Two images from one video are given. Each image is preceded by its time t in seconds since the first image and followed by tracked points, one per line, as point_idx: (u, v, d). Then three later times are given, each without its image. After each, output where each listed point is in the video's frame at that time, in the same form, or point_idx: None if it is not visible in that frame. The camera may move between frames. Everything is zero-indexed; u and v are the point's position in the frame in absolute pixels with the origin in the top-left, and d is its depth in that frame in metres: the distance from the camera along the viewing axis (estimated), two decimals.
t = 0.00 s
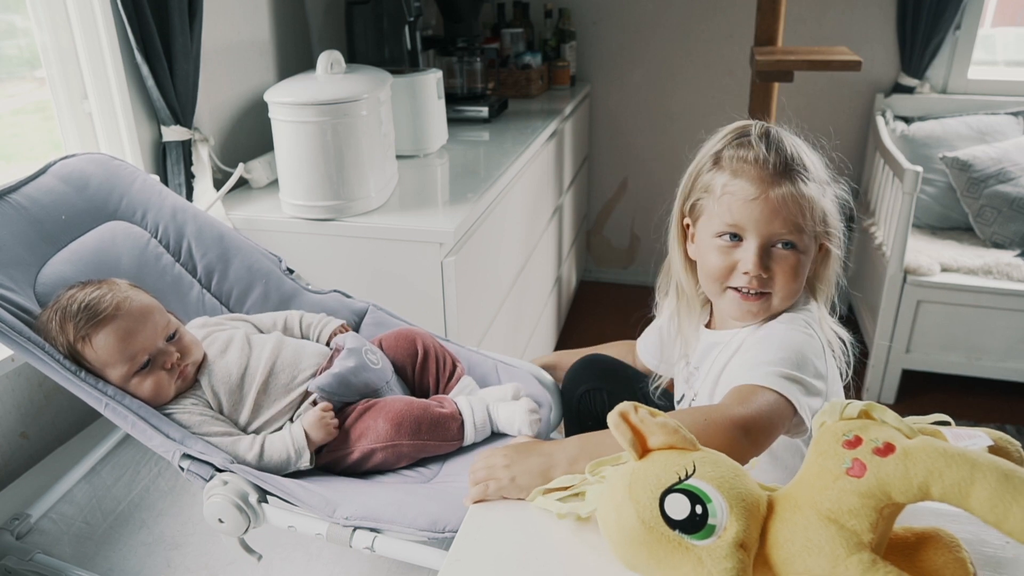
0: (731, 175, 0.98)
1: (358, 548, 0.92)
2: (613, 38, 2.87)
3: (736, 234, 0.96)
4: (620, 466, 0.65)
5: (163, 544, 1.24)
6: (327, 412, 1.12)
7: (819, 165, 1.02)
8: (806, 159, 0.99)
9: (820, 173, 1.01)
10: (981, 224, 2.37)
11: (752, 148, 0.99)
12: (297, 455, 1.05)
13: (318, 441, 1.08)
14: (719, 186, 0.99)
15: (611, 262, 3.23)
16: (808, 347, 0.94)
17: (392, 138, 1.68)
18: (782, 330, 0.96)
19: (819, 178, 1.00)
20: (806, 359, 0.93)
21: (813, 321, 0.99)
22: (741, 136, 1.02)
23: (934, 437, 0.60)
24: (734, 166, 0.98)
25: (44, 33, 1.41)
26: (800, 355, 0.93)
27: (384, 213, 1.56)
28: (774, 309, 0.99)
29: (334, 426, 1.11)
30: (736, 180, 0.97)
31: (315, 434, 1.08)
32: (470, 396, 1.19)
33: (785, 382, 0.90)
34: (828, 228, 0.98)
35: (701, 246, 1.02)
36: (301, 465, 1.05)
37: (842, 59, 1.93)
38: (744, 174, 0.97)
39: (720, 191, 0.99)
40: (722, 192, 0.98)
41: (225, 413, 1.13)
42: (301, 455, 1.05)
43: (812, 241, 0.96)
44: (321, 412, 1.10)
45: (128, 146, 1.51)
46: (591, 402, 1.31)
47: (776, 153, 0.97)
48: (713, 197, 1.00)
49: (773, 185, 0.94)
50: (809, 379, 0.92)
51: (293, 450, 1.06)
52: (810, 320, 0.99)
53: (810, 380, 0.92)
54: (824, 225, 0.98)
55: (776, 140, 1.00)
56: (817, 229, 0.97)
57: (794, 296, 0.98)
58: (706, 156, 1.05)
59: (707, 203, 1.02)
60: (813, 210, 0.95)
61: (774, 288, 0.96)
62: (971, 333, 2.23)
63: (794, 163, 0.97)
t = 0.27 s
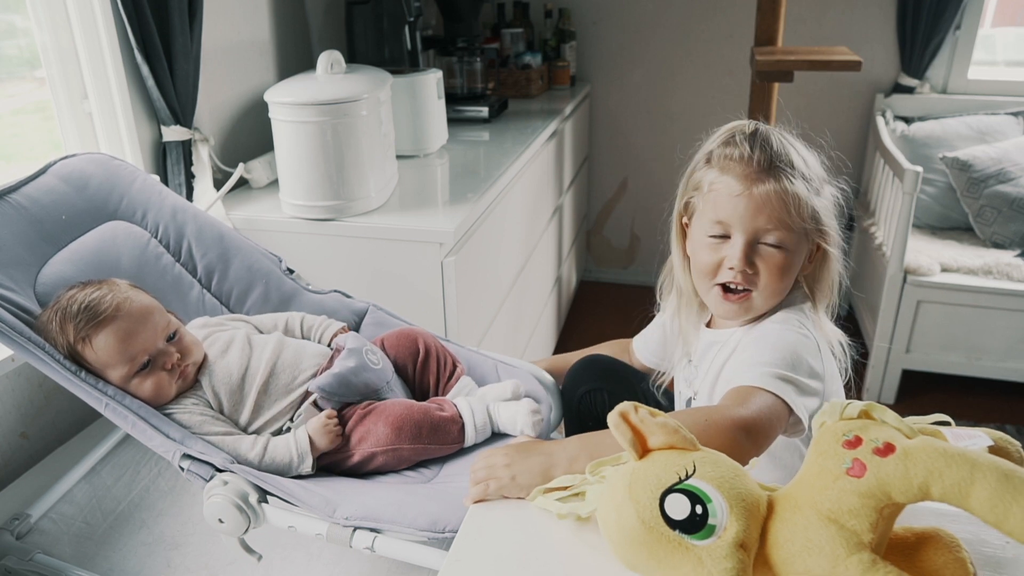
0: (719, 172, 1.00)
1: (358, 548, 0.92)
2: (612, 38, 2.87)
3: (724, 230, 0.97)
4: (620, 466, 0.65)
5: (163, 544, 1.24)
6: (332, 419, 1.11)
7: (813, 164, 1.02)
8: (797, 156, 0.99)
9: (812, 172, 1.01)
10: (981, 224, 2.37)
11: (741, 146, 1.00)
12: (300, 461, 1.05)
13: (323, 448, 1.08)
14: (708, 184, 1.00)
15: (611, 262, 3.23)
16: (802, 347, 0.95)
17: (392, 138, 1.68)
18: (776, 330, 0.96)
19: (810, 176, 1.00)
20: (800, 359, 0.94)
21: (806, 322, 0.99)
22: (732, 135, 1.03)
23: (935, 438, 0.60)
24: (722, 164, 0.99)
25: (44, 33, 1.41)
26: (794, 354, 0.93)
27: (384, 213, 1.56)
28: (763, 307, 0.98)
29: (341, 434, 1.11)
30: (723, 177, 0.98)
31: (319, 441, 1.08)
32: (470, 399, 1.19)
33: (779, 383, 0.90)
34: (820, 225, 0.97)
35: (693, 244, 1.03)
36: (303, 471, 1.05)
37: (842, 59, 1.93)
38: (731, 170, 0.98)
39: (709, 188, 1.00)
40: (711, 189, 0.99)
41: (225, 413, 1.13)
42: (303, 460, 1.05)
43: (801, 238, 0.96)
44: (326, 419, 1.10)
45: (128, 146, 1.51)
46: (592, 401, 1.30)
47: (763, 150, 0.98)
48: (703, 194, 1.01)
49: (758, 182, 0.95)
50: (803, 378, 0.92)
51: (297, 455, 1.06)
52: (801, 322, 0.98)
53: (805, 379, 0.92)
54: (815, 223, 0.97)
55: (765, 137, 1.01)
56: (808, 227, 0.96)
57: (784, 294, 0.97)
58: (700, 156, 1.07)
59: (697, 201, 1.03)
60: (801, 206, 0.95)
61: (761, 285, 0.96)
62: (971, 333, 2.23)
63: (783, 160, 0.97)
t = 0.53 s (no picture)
0: (707, 167, 1.00)
1: (358, 548, 0.92)
2: (612, 37, 2.87)
3: (711, 225, 0.98)
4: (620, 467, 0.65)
5: (163, 544, 1.24)
6: (335, 425, 1.11)
7: (807, 161, 1.02)
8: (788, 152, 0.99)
9: (805, 168, 1.00)
10: (981, 224, 2.37)
11: (731, 142, 1.00)
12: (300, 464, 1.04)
13: (325, 453, 1.08)
14: (698, 178, 1.01)
15: (611, 262, 3.23)
16: (800, 348, 0.95)
17: (392, 138, 1.68)
18: (773, 331, 0.96)
19: (802, 173, 0.99)
20: (797, 359, 0.94)
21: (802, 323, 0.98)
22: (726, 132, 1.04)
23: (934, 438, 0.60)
24: (711, 158, 1.00)
25: (44, 33, 1.41)
26: (791, 355, 0.93)
27: (384, 213, 1.56)
28: (751, 304, 0.98)
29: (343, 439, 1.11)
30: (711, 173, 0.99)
31: (322, 446, 1.08)
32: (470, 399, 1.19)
33: (777, 384, 0.90)
34: (810, 223, 0.97)
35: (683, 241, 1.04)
36: (304, 474, 1.05)
37: (842, 59, 1.93)
38: (718, 166, 0.99)
39: (698, 184, 1.01)
40: (699, 185, 1.00)
41: (225, 413, 1.13)
42: (304, 464, 1.05)
43: (788, 235, 0.96)
44: (329, 425, 1.10)
45: (128, 146, 1.51)
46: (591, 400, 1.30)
47: (752, 146, 0.99)
48: (693, 189, 1.02)
49: (744, 177, 0.96)
50: (800, 379, 0.92)
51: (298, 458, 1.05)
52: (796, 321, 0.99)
53: (802, 380, 0.92)
54: (805, 220, 0.97)
55: (755, 134, 1.01)
56: (796, 224, 0.96)
57: (772, 291, 0.97)
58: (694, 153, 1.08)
59: (689, 196, 1.04)
60: (789, 202, 0.95)
61: (748, 281, 0.96)
62: (971, 333, 2.23)
63: (772, 156, 0.97)
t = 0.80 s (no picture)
0: (690, 167, 1.01)
1: (358, 548, 0.92)
2: (612, 37, 2.87)
3: (692, 224, 0.98)
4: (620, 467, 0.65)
5: (163, 544, 1.24)
6: (336, 425, 1.11)
7: (795, 159, 1.00)
8: (772, 150, 0.98)
9: (790, 166, 0.99)
10: (981, 224, 2.37)
11: (714, 141, 1.00)
12: (300, 464, 1.04)
13: (326, 452, 1.08)
14: (681, 178, 1.02)
15: (611, 262, 3.23)
16: (798, 348, 0.95)
17: (392, 138, 1.68)
18: (771, 331, 0.96)
19: (787, 171, 0.98)
20: (796, 358, 0.94)
21: (802, 324, 0.98)
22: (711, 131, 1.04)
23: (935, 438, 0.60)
24: (694, 157, 1.00)
25: (44, 33, 1.41)
26: (790, 354, 0.94)
27: (384, 213, 1.56)
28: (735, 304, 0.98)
29: (344, 438, 1.11)
30: (692, 172, 0.99)
31: (323, 445, 1.08)
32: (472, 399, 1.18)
33: (776, 383, 0.90)
34: (795, 222, 0.96)
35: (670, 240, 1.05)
36: (304, 474, 1.05)
37: (842, 59, 1.93)
38: (700, 165, 0.99)
39: (681, 183, 1.01)
40: (682, 184, 1.01)
41: (225, 413, 1.13)
42: (304, 464, 1.05)
43: (768, 233, 0.95)
44: (329, 425, 1.10)
45: (128, 146, 1.51)
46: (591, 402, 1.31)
47: (734, 145, 0.98)
48: (678, 189, 1.03)
49: (724, 176, 0.96)
50: (799, 378, 0.92)
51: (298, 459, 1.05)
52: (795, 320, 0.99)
53: (800, 379, 0.92)
54: (789, 220, 0.96)
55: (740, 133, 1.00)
56: (779, 223, 0.95)
57: (754, 290, 0.97)
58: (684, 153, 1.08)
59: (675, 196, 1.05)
60: (768, 200, 0.94)
61: (727, 280, 0.96)
62: (971, 333, 2.23)
63: (752, 154, 0.97)
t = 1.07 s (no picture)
0: (666, 172, 1.02)
1: (358, 548, 0.92)
2: (612, 37, 2.87)
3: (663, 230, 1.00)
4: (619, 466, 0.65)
5: (163, 544, 1.24)
6: (332, 421, 1.11)
7: (777, 163, 0.99)
8: (745, 155, 0.97)
9: (765, 171, 0.97)
10: (981, 224, 2.37)
11: (691, 146, 1.01)
12: (300, 461, 1.05)
13: (324, 449, 1.08)
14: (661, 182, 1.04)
15: (611, 262, 3.23)
16: (794, 349, 0.95)
17: (392, 138, 1.68)
18: (767, 331, 0.96)
19: (759, 176, 0.97)
20: (792, 359, 0.94)
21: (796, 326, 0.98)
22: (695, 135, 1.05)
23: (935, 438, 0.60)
24: (671, 162, 1.02)
25: (44, 33, 1.41)
26: (786, 355, 0.94)
27: (384, 213, 1.56)
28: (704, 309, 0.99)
29: (342, 436, 1.11)
30: (665, 177, 1.01)
31: (321, 442, 1.08)
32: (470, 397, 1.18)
33: (773, 384, 0.90)
34: (762, 230, 0.96)
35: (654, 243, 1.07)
36: (304, 472, 1.05)
37: (842, 59, 1.93)
38: (673, 171, 1.00)
39: (659, 188, 1.03)
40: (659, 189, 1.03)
41: (226, 413, 1.13)
42: (304, 461, 1.05)
43: (729, 241, 0.95)
44: (327, 421, 1.10)
45: (128, 146, 1.51)
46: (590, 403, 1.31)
47: (706, 150, 0.99)
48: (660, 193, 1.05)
49: (690, 183, 0.97)
50: (795, 379, 0.92)
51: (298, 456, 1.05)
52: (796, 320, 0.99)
53: (797, 380, 0.92)
54: (756, 228, 0.95)
55: (717, 137, 1.00)
56: (745, 231, 0.95)
57: (720, 296, 0.97)
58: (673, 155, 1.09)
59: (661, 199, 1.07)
60: (729, 208, 0.95)
61: (689, 287, 0.97)
62: (971, 333, 2.23)
63: (720, 160, 0.97)
